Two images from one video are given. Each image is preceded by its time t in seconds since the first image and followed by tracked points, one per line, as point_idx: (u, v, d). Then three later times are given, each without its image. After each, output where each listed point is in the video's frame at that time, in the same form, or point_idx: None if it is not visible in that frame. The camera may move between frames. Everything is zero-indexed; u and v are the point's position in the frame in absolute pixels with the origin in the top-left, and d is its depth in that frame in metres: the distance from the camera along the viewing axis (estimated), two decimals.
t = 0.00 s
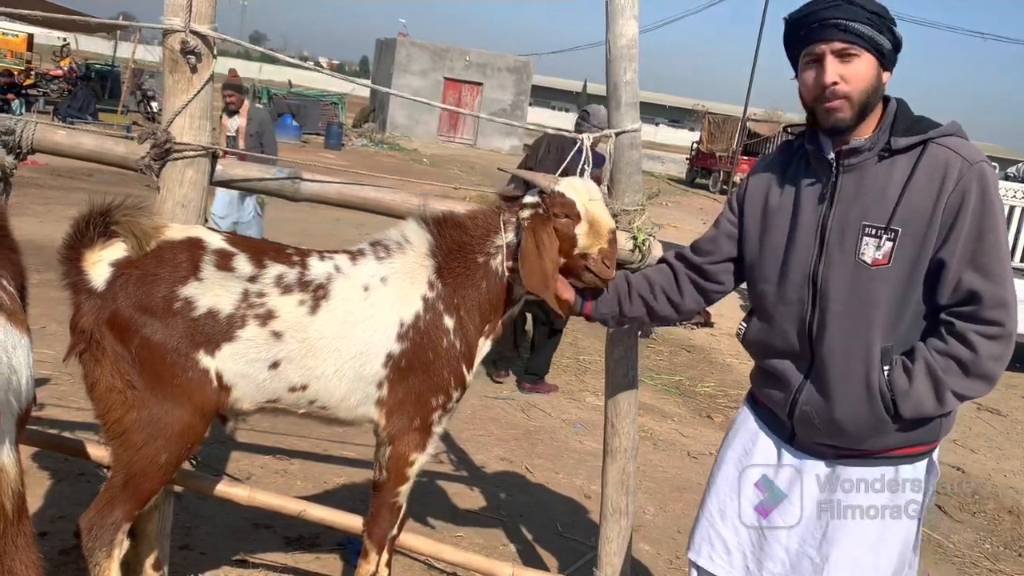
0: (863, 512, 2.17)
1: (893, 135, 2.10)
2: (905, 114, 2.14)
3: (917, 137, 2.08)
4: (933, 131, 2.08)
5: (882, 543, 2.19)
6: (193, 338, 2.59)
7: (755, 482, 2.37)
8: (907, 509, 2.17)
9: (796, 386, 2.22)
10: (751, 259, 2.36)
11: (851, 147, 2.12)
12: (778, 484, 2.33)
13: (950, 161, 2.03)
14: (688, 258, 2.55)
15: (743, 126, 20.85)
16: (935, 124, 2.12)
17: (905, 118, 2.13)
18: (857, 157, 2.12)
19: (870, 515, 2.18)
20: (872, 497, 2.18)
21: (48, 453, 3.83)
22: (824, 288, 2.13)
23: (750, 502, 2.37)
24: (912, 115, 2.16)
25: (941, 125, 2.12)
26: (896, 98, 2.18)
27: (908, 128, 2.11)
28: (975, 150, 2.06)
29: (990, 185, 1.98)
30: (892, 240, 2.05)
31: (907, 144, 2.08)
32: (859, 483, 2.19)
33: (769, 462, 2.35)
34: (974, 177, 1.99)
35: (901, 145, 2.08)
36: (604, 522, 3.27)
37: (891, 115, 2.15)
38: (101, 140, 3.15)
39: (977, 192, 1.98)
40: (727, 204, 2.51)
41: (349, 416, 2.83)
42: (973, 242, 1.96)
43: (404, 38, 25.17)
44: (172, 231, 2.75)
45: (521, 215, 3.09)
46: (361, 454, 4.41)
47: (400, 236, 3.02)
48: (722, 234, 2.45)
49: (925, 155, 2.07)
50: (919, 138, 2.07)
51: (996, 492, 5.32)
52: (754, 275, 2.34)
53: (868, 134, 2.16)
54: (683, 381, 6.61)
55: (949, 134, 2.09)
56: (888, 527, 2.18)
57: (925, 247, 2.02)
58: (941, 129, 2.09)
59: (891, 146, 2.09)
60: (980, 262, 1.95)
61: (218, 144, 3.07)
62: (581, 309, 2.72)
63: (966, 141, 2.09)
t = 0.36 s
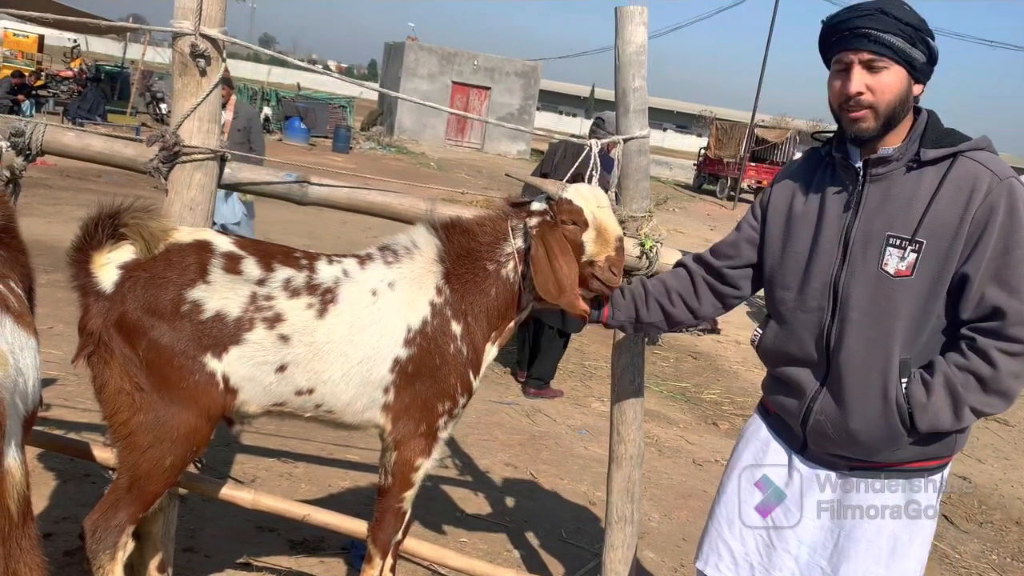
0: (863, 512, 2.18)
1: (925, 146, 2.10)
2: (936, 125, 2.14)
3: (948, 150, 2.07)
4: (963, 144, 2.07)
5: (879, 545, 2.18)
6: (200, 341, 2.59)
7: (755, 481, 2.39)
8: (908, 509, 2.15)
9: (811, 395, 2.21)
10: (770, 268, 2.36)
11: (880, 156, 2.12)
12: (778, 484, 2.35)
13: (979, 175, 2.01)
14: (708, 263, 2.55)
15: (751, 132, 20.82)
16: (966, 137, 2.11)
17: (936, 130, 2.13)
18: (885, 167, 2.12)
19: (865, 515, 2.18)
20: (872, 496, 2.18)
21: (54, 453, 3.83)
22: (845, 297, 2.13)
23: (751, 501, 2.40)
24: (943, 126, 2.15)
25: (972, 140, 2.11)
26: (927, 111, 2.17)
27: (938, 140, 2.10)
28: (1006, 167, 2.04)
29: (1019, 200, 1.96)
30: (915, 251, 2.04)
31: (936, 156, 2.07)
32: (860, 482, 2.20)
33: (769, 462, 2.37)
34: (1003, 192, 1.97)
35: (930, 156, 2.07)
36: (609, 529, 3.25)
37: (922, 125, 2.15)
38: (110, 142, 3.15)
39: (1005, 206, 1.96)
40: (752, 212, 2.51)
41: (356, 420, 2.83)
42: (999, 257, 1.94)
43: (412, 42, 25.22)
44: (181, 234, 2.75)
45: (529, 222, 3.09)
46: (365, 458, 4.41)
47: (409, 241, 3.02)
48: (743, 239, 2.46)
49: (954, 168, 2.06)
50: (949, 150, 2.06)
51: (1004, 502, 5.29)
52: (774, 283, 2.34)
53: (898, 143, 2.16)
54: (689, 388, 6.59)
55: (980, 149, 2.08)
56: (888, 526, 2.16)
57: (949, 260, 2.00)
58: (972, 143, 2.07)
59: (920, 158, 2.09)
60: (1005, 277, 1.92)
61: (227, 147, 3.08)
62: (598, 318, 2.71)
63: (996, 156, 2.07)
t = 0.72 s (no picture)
0: (862, 512, 2.19)
1: (943, 156, 2.07)
2: (954, 135, 2.10)
3: (964, 160, 2.05)
4: (980, 155, 2.05)
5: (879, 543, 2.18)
6: (207, 343, 2.59)
7: (756, 482, 2.41)
8: (908, 509, 2.15)
9: (821, 402, 2.20)
10: (783, 275, 2.36)
11: (895, 165, 2.10)
12: (778, 484, 2.36)
13: (995, 187, 2.00)
14: (722, 261, 2.56)
15: (758, 137, 20.79)
16: (984, 148, 2.09)
17: (953, 141, 2.09)
18: (900, 176, 2.10)
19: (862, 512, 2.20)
20: (872, 496, 2.18)
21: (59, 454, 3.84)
22: (856, 305, 2.12)
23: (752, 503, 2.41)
24: (962, 136, 2.11)
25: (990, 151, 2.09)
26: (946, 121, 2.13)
27: (955, 150, 2.07)
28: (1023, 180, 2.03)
29: None
30: (928, 262, 2.03)
31: (953, 167, 2.05)
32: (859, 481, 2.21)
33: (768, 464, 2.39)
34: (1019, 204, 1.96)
35: (946, 167, 2.05)
36: (614, 535, 3.24)
37: (938, 136, 2.11)
38: (118, 144, 3.16)
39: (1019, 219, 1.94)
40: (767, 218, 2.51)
41: (361, 424, 2.82)
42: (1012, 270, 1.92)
43: (420, 46, 25.29)
44: (188, 236, 2.75)
45: (535, 226, 3.09)
46: (370, 462, 4.41)
47: (415, 245, 3.02)
48: (759, 242, 2.47)
49: (970, 179, 2.04)
50: (965, 161, 2.04)
51: (1011, 511, 5.26)
52: (786, 290, 2.33)
53: (912, 153, 2.14)
54: (695, 394, 6.57)
55: (997, 160, 2.06)
56: (888, 526, 2.16)
57: (961, 272, 1.99)
58: (990, 155, 2.05)
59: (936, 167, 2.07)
60: (1018, 291, 1.91)
61: (235, 150, 3.09)
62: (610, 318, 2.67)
63: (1014, 168, 2.05)
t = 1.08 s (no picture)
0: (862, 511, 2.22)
1: (957, 166, 2.06)
2: (969, 144, 2.10)
3: (979, 169, 2.04)
4: (996, 164, 2.04)
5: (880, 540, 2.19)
6: (213, 344, 2.60)
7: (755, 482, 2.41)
8: (908, 509, 2.15)
9: (834, 412, 2.20)
10: (794, 282, 2.34)
11: (909, 174, 2.09)
12: (778, 484, 2.36)
13: (1012, 197, 1.99)
14: (727, 266, 2.54)
15: (766, 141, 20.74)
16: (999, 157, 2.08)
17: (969, 151, 2.08)
18: (914, 185, 2.09)
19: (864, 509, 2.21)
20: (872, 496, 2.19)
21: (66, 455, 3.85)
22: (870, 316, 2.11)
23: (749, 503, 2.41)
24: (977, 144, 2.11)
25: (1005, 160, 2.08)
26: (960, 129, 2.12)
27: (971, 159, 2.07)
28: None
29: None
30: (943, 273, 2.01)
31: (969, 176, 2.04)
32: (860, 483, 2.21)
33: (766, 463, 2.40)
34: None
35: (962, 176, 2.04)
36: (620, 538, 3.23)
37: (953, 145, 2.11)
38: (126, 146, 3.18)
39: None
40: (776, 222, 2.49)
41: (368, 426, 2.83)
42: None
43: (428, 48, 25.34)
44: (196, 238, 2.76)
45: (541, 230, 3.10)
46: (376, 464, 4.41)
47: (422, 247, 3.02)
48: (767, 246, 2.45)
49: (985, 188, 2.03)
50: (981, 170, 2.03)
51: (1019, 518, 5.22)
52: (797, 298, 2.32)
53: (927, 161, 2.12)
54: (701, 397, 6.56)
55: (1013, 169, 2.05)
56: (887, 527, 2.16)
57: (978, 284, 1.98)
58: (1006, 163, 2.05)
59: (951, 177, 2.06)
60: None
61: (243, 152, 3.09)
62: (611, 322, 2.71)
63: None
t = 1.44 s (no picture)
0: (863, 512, 2.19)
1: (942, 167, 2.04)
2: (958, 143, 2.07)
3: (967, 173, 2.01)
4: (984, 167, 2.02)
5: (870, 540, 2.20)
6: (227, 341, 2.61)
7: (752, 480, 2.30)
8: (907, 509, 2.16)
9: (816, 418, 2.20)
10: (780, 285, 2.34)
11: (894, 176, 2.08)
12: (778, 483, 2.28)
13: (999, 202, 1.96)
14: (724, 270, 2.55)
15: (776, 141, 20.67)
16: (989, 158, 2.05)
17: (958, 150, 2.06)
18: (899, 188, 2.08)
19: (859, 510, 2.20)
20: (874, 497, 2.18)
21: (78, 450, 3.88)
22: (852, 323, 2.11)
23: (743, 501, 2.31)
24: (967, 143, 2.08)
25: (994, 161, 2.05)
26: (949, 128, 2.10)
27: (958, 160, 2.04)
28: None
29: None
30: (927, 280, 2.00)
31: (955, 179, 2.02)
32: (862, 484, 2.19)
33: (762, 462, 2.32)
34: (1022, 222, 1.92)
35: (948, 178, 2.02)
36: (629, 537, 3.23)
37: (941, 144, 2.09)
38: (140, 143, 3.19)
39: None
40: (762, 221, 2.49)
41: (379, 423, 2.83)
42: (1014, 291, 1.90)
43: (438, 47, 25.35)
44: (209, 234, 2.77)
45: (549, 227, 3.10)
46: (386, 461, 4.42)
47: (433, 244, 3.02)
48: (757, 247, 2.46)
49: (972, 192, 2.01)
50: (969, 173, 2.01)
51: None
52: (782, 300, 2.32)
53: (914, 161, 2.11)
54: (710, 397, 6.55)
55: (1001, 171, 2.02)
56: (887, 525, 2.18)
57: (962, 292, 1.96)
58: (995, 165, 2.02)
59: (937, 179, 2.04)
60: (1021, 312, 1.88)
61: (256, 149, 3.10)
62: (615, 327, 2.69)
63: (1019, 180, 2.01)
